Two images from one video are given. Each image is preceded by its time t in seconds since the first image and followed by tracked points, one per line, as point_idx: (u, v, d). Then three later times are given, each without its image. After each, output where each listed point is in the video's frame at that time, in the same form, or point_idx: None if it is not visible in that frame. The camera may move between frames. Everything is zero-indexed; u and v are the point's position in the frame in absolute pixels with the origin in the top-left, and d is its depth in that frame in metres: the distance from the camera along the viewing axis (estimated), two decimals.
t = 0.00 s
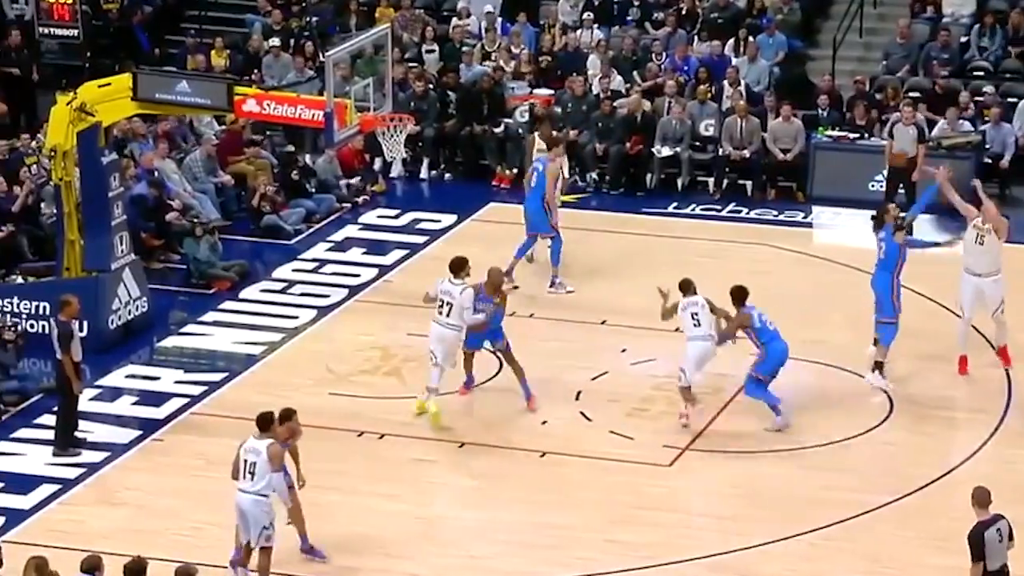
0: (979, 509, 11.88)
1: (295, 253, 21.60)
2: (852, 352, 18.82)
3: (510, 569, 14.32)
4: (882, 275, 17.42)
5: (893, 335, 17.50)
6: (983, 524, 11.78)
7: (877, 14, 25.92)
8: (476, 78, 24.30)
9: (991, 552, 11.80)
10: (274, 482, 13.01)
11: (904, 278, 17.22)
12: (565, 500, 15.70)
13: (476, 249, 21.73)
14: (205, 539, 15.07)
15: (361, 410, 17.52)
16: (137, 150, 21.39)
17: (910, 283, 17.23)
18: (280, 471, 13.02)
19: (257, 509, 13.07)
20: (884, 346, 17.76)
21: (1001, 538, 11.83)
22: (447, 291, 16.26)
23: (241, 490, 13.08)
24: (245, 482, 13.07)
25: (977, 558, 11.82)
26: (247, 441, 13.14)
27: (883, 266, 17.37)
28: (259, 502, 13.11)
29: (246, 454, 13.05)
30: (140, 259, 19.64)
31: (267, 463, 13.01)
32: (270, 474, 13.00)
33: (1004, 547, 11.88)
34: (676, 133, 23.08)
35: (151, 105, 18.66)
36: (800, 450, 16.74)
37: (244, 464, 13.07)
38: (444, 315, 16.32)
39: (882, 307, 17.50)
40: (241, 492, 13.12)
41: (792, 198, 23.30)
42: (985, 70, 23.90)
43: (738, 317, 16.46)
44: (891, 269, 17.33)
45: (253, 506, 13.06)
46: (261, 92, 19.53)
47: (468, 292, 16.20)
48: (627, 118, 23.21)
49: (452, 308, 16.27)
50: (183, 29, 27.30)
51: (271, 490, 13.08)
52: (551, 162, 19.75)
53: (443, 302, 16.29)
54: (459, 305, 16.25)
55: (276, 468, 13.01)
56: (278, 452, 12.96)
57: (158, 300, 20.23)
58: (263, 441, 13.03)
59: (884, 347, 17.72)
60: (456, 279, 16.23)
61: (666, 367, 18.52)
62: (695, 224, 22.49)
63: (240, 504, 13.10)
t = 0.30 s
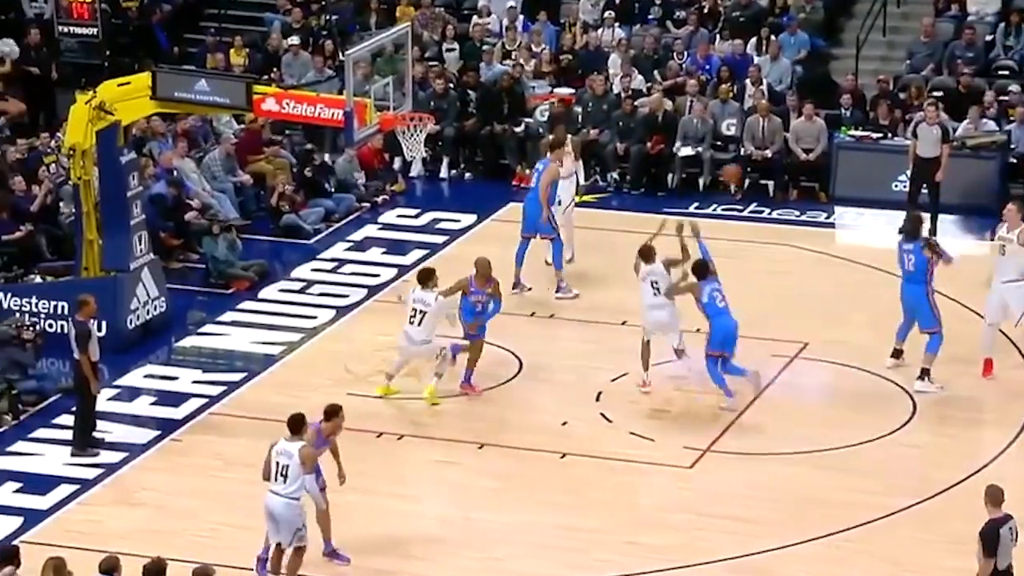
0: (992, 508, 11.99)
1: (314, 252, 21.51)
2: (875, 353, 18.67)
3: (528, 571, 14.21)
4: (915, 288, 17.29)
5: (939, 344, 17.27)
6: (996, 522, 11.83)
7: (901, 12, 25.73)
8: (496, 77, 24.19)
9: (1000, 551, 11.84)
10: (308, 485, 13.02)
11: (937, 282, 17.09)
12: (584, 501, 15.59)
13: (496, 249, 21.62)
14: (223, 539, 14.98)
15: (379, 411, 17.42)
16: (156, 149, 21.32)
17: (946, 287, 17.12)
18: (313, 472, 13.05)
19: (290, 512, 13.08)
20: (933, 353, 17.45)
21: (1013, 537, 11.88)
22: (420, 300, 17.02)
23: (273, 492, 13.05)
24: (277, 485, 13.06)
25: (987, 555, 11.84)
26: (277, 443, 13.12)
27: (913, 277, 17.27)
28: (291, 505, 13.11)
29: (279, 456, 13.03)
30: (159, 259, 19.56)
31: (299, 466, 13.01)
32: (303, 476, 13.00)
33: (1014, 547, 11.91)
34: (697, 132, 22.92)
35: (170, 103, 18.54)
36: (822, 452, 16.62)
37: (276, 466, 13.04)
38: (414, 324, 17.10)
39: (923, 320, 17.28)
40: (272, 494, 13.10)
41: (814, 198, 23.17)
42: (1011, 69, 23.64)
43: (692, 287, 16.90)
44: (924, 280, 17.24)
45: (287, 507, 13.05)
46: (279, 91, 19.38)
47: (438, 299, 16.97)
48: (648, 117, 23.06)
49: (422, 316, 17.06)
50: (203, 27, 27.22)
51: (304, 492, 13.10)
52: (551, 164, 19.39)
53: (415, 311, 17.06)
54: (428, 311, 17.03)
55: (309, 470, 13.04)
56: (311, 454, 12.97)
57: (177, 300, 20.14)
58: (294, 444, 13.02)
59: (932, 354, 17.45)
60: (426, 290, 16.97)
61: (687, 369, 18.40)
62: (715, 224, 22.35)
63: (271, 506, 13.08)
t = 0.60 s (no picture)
0: (997, 510, 11.86)
1: (326, 252, 21.29)
2: (896, 355, 18.42)
3: None
4: (940, 292, 17.04)
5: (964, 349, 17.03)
6: (999, 524, 11.71)
7: (922, 10, 25.46)
8: (511, 75, 23.95)
9: (1002, 554, 11.72)
10: (336, 492, 12.77)
11: (965, 286, 16.85)
12: (600, 505, 15.36)
13: (510, 249, 21.39)
14: (233, 543, 14.77)
15: (392, 413, 17.21)
16: (167, 147, 21.09)
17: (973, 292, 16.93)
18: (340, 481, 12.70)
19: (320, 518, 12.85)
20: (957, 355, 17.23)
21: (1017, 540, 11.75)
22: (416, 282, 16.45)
23: (306, 496, 12.89)
24: (310, 489, 12.87)
25: (988, 558, 11.73)
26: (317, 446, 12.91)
27: (941, 282, 17.00)
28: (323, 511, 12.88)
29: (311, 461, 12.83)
30: (170, 259, 19.36)
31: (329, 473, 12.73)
32: (332, 483, 12.76)
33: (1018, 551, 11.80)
34: (714, 129, 22.59)
35: (181, 102, 18.36)
36: (842, 455, 16.37)
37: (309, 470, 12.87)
38: (408, 304, 16.46)
39: (949, 323, 17.00)
40: (307, 498, 12.92)
41: (833, 198, 22.91)
42: None
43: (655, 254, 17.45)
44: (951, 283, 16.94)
45: (318, 514, 12.86)
46: (292, 89, 19.18)
47: (432, 285, 16.27)
48: (666, 116, 22.81)
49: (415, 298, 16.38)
50: (215, 25, 27.02)
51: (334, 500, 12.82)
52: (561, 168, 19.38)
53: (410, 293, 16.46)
54: (420, 295, 16.32)
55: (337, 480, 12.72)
56: (339, 464, 12.62)
57: (188, 301, 19.93)
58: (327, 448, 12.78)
59: (956, 357, 17.26)
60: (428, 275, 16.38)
61: (705, 371, 18.15)
62: (734, 224, 22.11)
63: (304, 511, 12.93)
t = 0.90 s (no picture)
0: (996, 518, 11.65)
1: (335, 254, 21.00)
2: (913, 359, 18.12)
3: None
4: (944, 292, 16.68)
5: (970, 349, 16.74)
6: (992, 532, 11.49)
7: (941, 7, 25.13)
8: (523, 74, 23.66)
9: (997, 562, 11.49)
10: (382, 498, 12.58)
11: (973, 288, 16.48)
12: (613, 510, 15.06)
13: (521, 251, 21.10)
14: (238, 549, 14.49)
15: (401, 417, 16.92)
16: (173, 146, 20.80)
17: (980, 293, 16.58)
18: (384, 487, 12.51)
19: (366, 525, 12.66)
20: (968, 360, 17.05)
21: (1012, 549, 11.49)
22: (417, 297, 16.07)
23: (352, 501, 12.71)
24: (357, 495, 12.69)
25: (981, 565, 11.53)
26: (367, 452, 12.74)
27: (947, 282, 16.64)
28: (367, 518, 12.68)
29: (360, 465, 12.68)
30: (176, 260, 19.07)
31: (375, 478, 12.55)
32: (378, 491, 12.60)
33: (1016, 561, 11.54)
34: (728, 128, 22.27)
35: (189, 101, 18.08)
36: (859, 460, 16.06)
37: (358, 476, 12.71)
38: (408, 322, 16.04)
39: (954, 324, 16.67)
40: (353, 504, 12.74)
41: (850, 198, 22.60)
42: None
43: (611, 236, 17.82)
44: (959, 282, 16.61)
45: (362, 520, 12.66)
46: (301, 88, 18.83)
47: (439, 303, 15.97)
48: (679, 115, 22.47)
49: (418, 314, 16.01)
50: (221, 22, 26.65)
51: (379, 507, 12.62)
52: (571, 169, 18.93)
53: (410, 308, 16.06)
54: (424, 311, 15.98)
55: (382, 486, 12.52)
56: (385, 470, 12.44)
57: (195, 302, 19.64)
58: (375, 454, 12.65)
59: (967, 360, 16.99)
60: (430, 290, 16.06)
61: (719, 374, 17.85)
62: (749, 225, 21.81)
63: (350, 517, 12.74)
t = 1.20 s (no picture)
0: (1004, 527, 11.35)
1: (335, 259, 20.64)
2: (925, 366, 17.76)
3: None
4: (925, 298, 16.31)
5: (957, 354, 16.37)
6: (997, 542, 11.21)
7: (955, 7, 24.75)
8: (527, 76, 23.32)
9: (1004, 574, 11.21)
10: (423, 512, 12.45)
11: (951, 294, 16.10)
12: (619, 520, 14.70)
13: (527, 256, 20.73)
14: (236, 559, 14.12)
15: (404, 425, 16.56)
16: (171, 149, 20.41)
17: (961, 297, 16.19)
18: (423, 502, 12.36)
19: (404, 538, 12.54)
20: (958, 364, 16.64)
21: (1019, 560, 11.18)
22: (415, 299, 15.69)
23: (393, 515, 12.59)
24: (399, 508, 12.55)
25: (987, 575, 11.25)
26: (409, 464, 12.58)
27: (927, 288, 16.29)
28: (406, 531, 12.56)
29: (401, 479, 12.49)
30: (174, 265, 18.72)
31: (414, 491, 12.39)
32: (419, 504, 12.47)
33: None
34: (737, 132, 21.94)
35: (187, 103, 17.71)
36: (870, 469, 15.69)
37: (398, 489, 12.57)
38: (406, 325, 15.66)
39: (937, 330, 16.32)
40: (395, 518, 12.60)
41: (861, 202, 22.24)
42: None
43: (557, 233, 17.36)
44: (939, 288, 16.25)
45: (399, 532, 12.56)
46: (301, 89, 18.48)
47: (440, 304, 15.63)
48: (687, 118, 22.14)
49: (418, 317, 15.63)
50: (219, 23, 26.25)
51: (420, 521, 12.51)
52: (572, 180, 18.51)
53: (409, 310, 15.66)
54: (425, 314, 15.61)
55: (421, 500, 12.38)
56: (422, 483, 12.29)
57: (193, 308, 19.28)
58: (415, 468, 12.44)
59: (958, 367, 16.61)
60: (426, 292, 15.69)
61: (727, 382, 17.47)
62: (757, 230, 21.45)
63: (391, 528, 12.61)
